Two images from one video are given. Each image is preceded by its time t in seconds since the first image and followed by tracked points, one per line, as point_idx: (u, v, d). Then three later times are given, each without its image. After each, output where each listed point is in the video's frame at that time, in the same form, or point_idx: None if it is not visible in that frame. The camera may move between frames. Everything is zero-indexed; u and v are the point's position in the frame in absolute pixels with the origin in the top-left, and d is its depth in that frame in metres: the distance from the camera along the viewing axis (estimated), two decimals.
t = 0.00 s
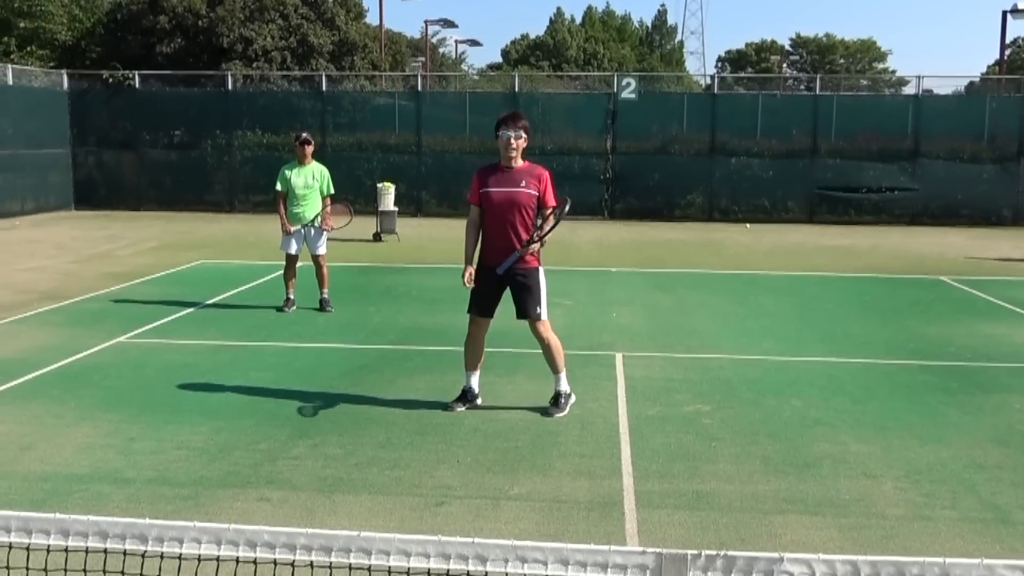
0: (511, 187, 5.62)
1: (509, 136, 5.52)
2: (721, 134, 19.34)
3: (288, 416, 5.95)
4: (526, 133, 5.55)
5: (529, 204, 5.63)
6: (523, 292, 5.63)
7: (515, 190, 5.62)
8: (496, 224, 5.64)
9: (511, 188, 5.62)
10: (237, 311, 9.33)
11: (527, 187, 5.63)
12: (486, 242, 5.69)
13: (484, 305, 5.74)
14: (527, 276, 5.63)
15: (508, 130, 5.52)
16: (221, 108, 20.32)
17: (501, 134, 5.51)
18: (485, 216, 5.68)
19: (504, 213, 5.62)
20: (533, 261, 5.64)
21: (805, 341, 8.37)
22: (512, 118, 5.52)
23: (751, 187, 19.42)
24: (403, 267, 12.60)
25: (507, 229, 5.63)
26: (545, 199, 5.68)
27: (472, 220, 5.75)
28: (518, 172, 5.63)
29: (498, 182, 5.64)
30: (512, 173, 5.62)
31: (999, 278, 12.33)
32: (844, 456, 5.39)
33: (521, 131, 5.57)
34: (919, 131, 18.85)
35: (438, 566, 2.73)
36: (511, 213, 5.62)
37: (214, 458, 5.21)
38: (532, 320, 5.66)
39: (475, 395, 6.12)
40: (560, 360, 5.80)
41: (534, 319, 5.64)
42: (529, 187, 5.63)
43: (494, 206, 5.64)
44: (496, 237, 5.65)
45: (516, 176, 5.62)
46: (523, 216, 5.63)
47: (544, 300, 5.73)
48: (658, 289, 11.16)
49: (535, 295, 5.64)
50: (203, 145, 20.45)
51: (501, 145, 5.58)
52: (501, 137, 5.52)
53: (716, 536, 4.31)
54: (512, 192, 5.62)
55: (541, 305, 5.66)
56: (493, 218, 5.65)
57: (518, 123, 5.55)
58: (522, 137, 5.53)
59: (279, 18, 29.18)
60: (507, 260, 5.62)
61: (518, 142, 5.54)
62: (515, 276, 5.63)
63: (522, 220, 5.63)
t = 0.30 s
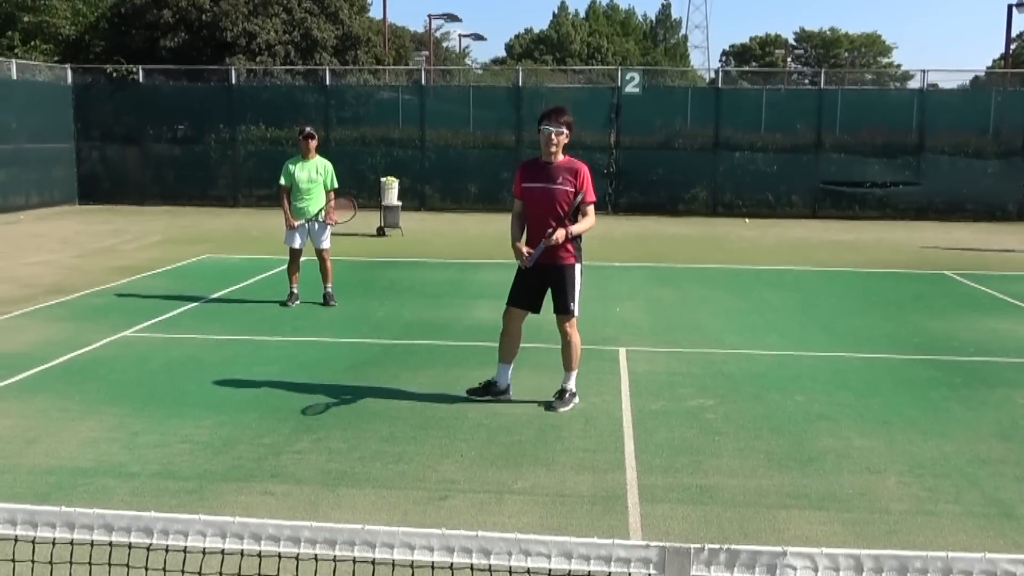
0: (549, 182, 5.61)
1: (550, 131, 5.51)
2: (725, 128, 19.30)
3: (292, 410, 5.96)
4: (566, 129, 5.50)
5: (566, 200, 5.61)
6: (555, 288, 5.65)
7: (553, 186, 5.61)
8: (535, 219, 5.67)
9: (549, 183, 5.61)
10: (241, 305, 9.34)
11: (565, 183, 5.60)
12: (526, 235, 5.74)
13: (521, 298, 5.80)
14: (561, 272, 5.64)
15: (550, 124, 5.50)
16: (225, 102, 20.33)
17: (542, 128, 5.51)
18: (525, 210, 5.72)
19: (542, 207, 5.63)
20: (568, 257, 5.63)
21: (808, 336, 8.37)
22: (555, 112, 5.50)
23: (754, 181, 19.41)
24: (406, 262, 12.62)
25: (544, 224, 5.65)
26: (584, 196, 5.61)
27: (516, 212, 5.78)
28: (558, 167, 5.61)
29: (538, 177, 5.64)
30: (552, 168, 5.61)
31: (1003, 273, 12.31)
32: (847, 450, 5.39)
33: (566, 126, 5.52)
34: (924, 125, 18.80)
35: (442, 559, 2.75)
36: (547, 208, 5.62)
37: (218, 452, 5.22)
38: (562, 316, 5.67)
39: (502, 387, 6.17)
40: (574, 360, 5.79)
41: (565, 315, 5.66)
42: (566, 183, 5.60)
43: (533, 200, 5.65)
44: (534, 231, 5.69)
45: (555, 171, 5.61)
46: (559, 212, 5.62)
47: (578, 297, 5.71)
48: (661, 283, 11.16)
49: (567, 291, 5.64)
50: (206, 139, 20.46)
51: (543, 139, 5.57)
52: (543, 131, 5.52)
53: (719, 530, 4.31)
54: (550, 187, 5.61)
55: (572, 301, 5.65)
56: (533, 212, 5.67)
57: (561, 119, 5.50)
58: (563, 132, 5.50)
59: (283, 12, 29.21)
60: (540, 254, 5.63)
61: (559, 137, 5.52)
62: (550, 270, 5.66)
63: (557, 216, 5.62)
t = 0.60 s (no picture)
0: (554, 176, 5.62)
1: (558, 126, 5.52)
2: (707, 125, 19.38)
3: (275, 406, 5.95)
4: (572, 126, 5.53)
5: (569, 196, 5.62)
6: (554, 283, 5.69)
7: (558, 181, 5.62)
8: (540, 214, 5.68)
9: (554, 178, 5.62)
10: (223, 301, 9.31)
11: (571, 179, 5.62)
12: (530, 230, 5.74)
13: (522, 292, 5.85)
14: (560, 267, 5.68)
15: (558, 120, 5.52)
16: (206, 98, 20.22)
17: (550, 123, 5.51)
18: (529, 204, 5.72)
19: (546, 202, 5.65)
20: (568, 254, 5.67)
21: (789, 331, 8.42)
22: (564, 108, 5.52)
23: (736, 177, 19.48)
24: (389, 258, 12.60)
25: (546, 219, 5.67)
26: (588, 192, 5.64)
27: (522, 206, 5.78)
28: (563, 162, 5.62)
29: (545, 171, 5.64)
30: (557, 163, 5.62)
31: (982, 269, 12.40)
32: (828, 444, 5.43)
33: (573, 122, 5.55)
34: (904, 121, 18.93)
35: (424, 555, 2.74)
36: (551, 203, 5.64)
37: (200, 449, 5.20)
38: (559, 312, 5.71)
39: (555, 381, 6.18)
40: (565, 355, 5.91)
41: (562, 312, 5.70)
42: (570, 178, 5.61)
43: (539, 195, 5.66)
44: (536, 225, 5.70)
45: (560, 166, 5.61)
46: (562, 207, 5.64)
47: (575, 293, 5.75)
48: (644, 279, 11.19)
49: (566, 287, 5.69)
50: (187, 134, 20.34)
51: (551, 134, 5.58)
52: (551, 126, 5.53)
53: (701, 525, 4.33)
54: (555, 182, 5.62)
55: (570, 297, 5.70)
56: (538, 207, 5.68)
57: (569, 115, 5.53)
58: (571, 128, 5.53)
59: (264, 8, 29.08)
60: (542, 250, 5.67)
61: (567, 133, 5.54)
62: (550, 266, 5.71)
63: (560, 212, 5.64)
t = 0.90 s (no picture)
0: (546, 176, 5.64)
1: (547, 126, 5.53)
2: (676, 122, 19.46)
3: (245, 404, 5.91)
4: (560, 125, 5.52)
5: (562, 195, 5.63)
6: (544, 280, 5.69)
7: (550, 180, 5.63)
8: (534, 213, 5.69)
9: (547, 177, 5.64)
10: (191, 299, 9.23)
11: (563, 178, 5.63)
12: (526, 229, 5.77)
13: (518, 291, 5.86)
14: (552, 265, 5.69)
15: (547, 120, 5.52)
16: (173, 94, 20.02)
17: (538, 123, 5.53)
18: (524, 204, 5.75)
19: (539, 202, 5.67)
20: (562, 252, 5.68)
21: (758, 327, 8.48)
22: (552, 107, 5.51)
23: (705, 174, 19.60)
24: (359, 255, 12.54)
25: (539, 218, 5.69)
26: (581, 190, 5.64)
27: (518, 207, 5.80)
28: (555, 162, 5.64)
29: (537, 171, 5.66)
30: (549, 162, 5.63)
31: (947, 265, 12.55)
32: (796, 439, 5.48)
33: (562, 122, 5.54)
34: (870, 118, 19.13)
35: (395, 552, 2.75)
36: (543, 202, 5.66)
37: (168, 448, 5.16)
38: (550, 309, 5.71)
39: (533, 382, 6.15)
40: (543, 354, 5.81)
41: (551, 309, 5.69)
42: (563, 177, 5.62)
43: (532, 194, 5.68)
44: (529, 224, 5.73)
45: (551, 165, 5.63)
46: (555, 206, 5.65)
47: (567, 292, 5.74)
48: (614, 276, 11.22)
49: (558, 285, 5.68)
50: (154, 131, 20.13)
51: (540, 134, 5.59)
52: (539, 126, 5.53)
53: (671, 520, 4.36)
54: (547, 181, 5.64)
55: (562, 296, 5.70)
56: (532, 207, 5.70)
57: (557, 114, 5.52)
58: (560, 128, 5.53)
59: (232, 3, 28.83)
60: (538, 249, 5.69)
61: (556, 132, 5.54)
62: (543, 263, 5.71)
63: (552, 211, 5.65)
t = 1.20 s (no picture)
0: (522, 172, 5.65)
1: (517, 124, 5.54)
2: (630, 120, 19.60)
3: (198, 406, 5.85)
4: (532, 122, 5.53)
5: (540, 190, 5.66)
6: (530, 273, 5.72)
7: (527, 176, 5.64)
8: (512, 210, 5.70)
9: (522, 173, 5.65)
10: (142, 299, 9.11)
11: (541, 173, 5.65)
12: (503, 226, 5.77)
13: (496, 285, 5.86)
14: (535, 258, 5.72)
15: (516, 118, 5.51)
16: (123, 92, 19.72)
17: (510, 122, 5.52)
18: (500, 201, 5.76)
19: (517, 198, 5.68)
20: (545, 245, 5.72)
21: (711, 323, 8.57)
22: (521, 105, 5.50)
23: (659, 171, 19.75)
24: (313, 254, 12.45)
25: (519, 213, 5.70)
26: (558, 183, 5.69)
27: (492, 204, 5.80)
28: (530, 158, 5.65)
29: (511, 169, 5.66)
30: (523, 158, 5.65)
31: (896, 260, 12.78)
32: (749, 434, 5.55)
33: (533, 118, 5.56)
34: (820, 116, 19.40)
35: (350, 552, 2.75)
36: (522, 197, 5.67)
37: (119, 450, 5.09)
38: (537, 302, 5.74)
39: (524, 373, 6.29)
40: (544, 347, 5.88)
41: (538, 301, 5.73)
42: (540, 172, 5.65)
43: (509, 191, 5.68)
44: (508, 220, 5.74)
45: (527, 161, 5.64)
46: (534, 200, 5.67)
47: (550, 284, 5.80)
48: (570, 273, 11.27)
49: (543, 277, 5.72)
50: (103, 129, 19.80)
51: (510, 133, 5.59)
52: (510, 126, 5.54)
53: (626, 515, 4.40)
54: (523, 177, 5.65)
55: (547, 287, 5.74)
56: (510, 204, 5.70)
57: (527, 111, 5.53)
58: (531, 125, 5.54)
59: None
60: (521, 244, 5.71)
61: (527, 130, 5.55)
62: (525, 257, 5.73)
63: (532, 205, 5.68)
